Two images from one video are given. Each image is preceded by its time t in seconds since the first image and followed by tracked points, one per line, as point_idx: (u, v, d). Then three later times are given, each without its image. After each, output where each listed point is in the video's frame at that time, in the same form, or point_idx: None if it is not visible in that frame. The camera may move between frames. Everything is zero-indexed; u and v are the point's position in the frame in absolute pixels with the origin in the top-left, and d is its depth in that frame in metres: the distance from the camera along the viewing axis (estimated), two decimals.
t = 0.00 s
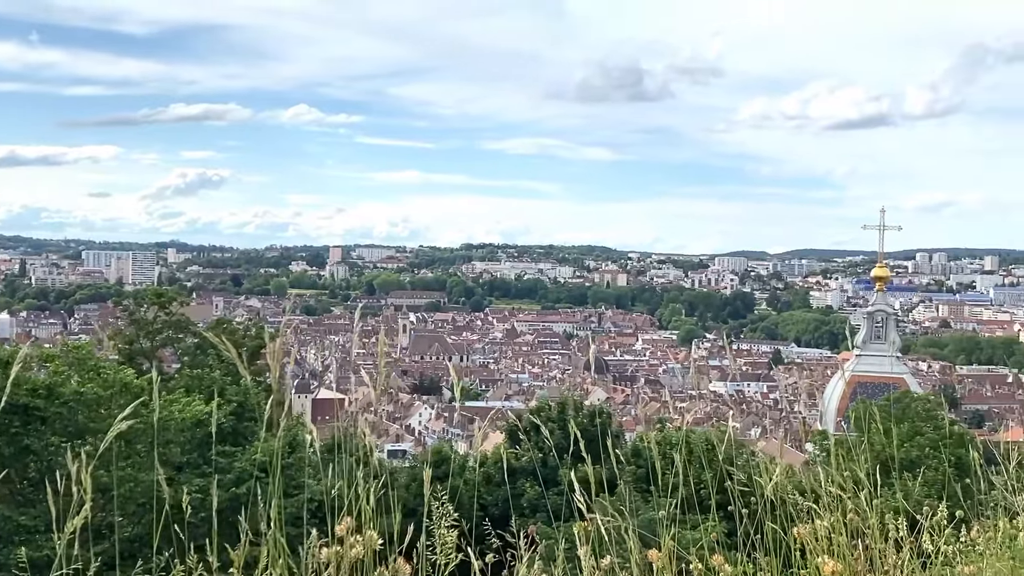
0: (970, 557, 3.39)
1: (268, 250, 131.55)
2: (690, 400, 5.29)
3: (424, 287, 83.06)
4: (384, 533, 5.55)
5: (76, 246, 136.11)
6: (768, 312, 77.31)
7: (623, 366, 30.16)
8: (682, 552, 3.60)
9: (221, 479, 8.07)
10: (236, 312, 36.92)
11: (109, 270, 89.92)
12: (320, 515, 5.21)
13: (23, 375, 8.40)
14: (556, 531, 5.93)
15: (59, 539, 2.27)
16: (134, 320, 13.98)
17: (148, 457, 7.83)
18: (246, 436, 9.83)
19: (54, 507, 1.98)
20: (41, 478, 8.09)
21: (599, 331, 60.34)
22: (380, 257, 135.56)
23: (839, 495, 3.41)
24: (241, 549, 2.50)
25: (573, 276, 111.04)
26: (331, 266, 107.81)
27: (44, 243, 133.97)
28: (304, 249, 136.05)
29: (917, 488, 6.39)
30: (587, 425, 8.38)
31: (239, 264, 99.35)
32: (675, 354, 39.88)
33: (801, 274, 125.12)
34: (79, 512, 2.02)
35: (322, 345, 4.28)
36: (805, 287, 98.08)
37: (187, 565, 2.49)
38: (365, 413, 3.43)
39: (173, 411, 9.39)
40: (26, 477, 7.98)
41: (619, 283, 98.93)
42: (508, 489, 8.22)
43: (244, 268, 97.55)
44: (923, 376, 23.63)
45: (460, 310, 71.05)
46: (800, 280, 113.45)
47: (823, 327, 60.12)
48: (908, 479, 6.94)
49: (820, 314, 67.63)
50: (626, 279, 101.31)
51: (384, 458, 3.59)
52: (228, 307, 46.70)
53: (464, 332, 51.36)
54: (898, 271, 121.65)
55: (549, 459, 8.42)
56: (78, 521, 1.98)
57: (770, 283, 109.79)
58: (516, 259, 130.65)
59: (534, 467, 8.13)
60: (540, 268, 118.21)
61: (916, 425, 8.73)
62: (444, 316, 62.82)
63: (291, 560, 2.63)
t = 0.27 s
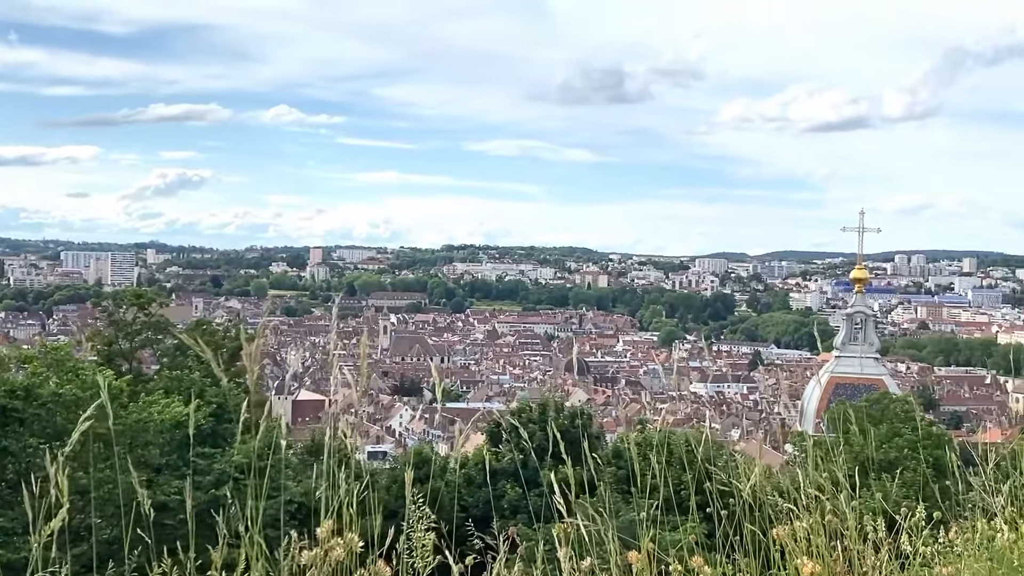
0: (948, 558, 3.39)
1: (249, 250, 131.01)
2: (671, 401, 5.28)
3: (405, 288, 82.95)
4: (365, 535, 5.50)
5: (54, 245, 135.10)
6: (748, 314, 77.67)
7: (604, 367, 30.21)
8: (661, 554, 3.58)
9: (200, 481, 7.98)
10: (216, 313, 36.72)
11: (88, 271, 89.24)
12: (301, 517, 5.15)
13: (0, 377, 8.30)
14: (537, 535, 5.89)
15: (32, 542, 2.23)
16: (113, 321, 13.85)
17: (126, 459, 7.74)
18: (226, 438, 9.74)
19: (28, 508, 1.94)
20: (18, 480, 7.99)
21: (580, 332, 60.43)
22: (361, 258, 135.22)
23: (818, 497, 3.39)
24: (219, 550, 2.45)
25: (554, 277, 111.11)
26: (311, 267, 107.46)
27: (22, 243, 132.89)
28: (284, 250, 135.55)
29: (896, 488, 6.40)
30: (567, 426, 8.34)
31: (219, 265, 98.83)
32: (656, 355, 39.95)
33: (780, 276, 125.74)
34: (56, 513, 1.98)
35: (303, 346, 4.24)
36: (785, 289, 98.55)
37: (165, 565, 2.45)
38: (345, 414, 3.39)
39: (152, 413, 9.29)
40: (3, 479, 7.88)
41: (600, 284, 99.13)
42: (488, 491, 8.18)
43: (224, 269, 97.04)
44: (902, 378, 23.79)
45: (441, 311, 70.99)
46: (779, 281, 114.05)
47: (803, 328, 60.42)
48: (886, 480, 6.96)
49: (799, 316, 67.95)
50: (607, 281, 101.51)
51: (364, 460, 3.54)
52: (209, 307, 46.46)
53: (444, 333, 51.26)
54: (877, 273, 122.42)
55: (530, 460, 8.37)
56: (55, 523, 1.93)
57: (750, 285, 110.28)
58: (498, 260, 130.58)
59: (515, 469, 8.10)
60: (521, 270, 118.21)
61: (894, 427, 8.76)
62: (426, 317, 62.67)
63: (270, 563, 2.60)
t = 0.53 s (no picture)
0: (929, 558, 3.40)
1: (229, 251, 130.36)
2: (652, 403, 5.26)
3: (386, 290, 82.74)
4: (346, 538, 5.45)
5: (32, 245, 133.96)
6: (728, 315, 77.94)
7: (585, 369, 30.18)
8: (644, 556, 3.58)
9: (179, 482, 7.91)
10: (195, 314, 36.51)
11: (66, 272, 88.53)
12: (281, 520, 5.10)
13: None
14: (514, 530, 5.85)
15: (9, 545, 2.19)
16: (92, 322, 13.71)
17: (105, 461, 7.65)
18: (206, 439, 9.67)
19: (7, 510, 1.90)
20: None
21: (561, 334, 60.48)
22: (342, 259, 134.83)
23: (800, 497, 3.38)
24: (198, 553, 2.42)
25: (535, 279, 111.15)
26: (292, 268, 107.02)
27: None
28: (264, 251, 134.94)
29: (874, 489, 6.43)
30: (549, 428, 8.32)
31: (199, 266, 98.28)
32: (636, 357, 40.00)
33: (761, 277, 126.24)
34: (33, 517, 1.93)
35: (283, 347, 4.20)
36: (765, 291, 98.97)
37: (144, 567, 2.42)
38: (326, 417, 3.36)
39: (131, 415, 9.20)
40: None
41: (581, 286, 99.25)
42: (469, 492, 8.13)
43: (204, 270, 96.49)
44: (881, 380, 23.89)
45: (422, 313, 70.86)
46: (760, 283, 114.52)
47: (782, 330, 60.68)
48: (866, 481, 6.98)
49: (779, 317, 68.23)
50: (588, 282, 101.61)
51: (345, 462, 3.51)
52: (188, 309, 46.26)
53: (425, 335, 51.15)
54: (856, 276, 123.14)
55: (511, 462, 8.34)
56: (34, 525, 1.89)
57: (730, 287, 110.70)
58: (479, 262, 130.48)
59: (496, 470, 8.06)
60: (502, 271, 118.16)
61: (874, 429, 8.79)
62: (406, 319, 62.52)
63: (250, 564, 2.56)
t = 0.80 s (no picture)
0: (909, 558, 3.41)
1: (210, 252, 129.87)
2: (634, 404, 5.26)
3: (368, 290, 82.63)
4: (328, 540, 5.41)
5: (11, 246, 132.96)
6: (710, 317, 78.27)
7: (567, 369, 30.26)
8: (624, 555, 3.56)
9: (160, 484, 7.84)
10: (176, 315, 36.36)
11: (45, 273, 87.89)
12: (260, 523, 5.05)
13: None
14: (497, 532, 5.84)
15: None
16: (72, 324, 13.58)
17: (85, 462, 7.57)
18: (187, 441, 9.59)
19: None
20: None
21: (543, 335, 60.57)
22: (324, 260, 134.47)
23: (780, 498, 3.38)
24: (179, 556, 2.39)
25: (517, 280, 111.22)
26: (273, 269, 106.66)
27: None
28: (246, 252, 134.42)
29: (854, 489, 6.46)
30: (531, 429, 8.30)
31: (180, 267, 97.82)
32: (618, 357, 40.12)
33: (742, 278, 126.84)
34: (10, 519, 1.89)
35: (264, 347, 4.16)
36: (746, 292, 99.48)
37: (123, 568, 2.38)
38: (308, 417, 3.33)
39: (112, 416, 9.12)
40: None
41: (563, 287, 99.42)
42: (451, 494, 8.09)
43: (185, 270, 96.00)
44: (862, 381, 24.04)
45: (404, 314, 70.80)
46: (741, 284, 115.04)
47: (763, 331, 60.98)
48: (847, 481, 7.00)
49: (760, 318, 68.59)
50: (571, 283, 101.77)
51: (326, 464, 3.47)
52: (169, 310, 46.08)
53: (407, 336, 51.08)
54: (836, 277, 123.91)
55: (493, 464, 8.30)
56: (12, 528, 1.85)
57: (712, 288, 111.18)
58: (461, 263, 130.46)
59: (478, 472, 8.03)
60: (484, 272, 118.18)
61: (854, 429, 8.82)
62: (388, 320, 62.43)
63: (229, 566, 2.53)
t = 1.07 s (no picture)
0: (890, 559, 3.42)
1: (192, 254, 129.29)
2: (617, 405, 5.25)
3: (351, 292, 82.42)
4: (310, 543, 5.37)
5: None
6: (692, 318, 78.51)
7: (550, 372, 30.26)
8: (606, 557, 3.55)
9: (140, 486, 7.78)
10: (157, 316, 36.16)
11: (24, 274, 87.21)
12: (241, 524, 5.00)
13: None
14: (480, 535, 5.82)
15: None
16: (52, 325, 13.48)
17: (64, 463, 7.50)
18: (168, 443, 9.50)
19: None
20: None
21: (526, 337, 60.65)
22: (307, 262, 133.95)
23: (762, 498, 3.37)
24: (158, 559, 2.38)
25: (500, 282, 111.25)
26: (255, 271, 106.29)
27: None
28: (228, 254, 133.88)
29: (837, 490, 6.47)
30: (514, 430, 8.27)
31: (161, 269, 97.25)
32: (601, 359, 40.22)
33: (724, 280, 127.21)
34: None
35: (246, 350, 4.13)
36: (728, 294, 99.89)
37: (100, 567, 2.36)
38: (290, 419, 3.30)
39: (92, 417, 9.04)
40: None
41: (546, 289, 99.47)
42: (433, 494, 8.05)
43: (166, 272, 95.49)
44: (845, 382, 24.17)
45: (387, 316, 70.64)
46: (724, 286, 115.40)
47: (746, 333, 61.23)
48: (828, 482, 7.01)
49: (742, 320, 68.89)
50: (553, 285, 101.89)
51: (309, 466, 3.44)
52: (150, 311, 45.82)
53: (390, 338, 51.02)
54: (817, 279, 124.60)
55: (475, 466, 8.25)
56: None
57: (694, 290, 111.58)
58: (444, 264, 130.41)
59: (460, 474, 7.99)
60: (467, 274, 118.16)
61: (836, 431, 8.85)
62: (371, 321, 62.32)
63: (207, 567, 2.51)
